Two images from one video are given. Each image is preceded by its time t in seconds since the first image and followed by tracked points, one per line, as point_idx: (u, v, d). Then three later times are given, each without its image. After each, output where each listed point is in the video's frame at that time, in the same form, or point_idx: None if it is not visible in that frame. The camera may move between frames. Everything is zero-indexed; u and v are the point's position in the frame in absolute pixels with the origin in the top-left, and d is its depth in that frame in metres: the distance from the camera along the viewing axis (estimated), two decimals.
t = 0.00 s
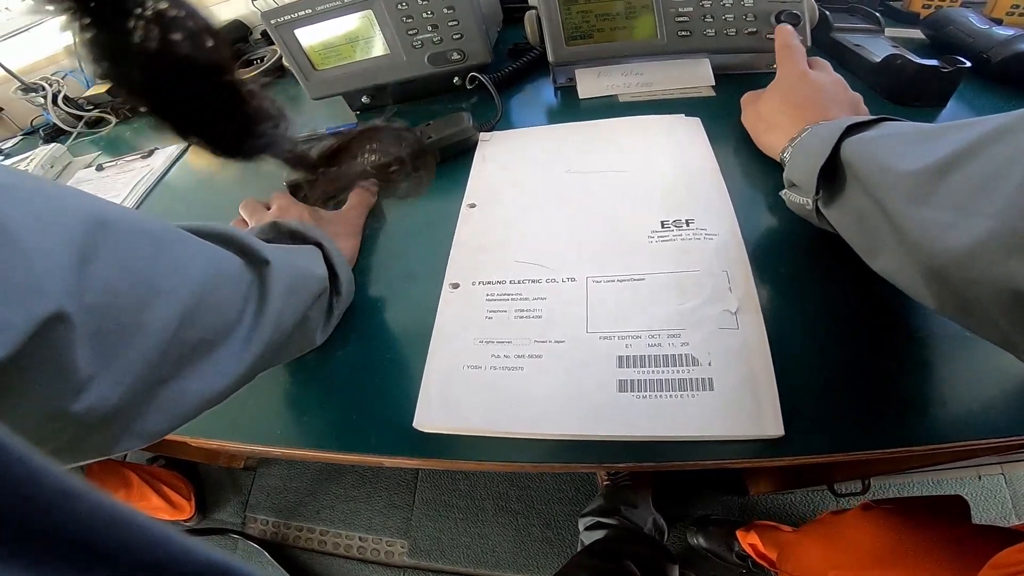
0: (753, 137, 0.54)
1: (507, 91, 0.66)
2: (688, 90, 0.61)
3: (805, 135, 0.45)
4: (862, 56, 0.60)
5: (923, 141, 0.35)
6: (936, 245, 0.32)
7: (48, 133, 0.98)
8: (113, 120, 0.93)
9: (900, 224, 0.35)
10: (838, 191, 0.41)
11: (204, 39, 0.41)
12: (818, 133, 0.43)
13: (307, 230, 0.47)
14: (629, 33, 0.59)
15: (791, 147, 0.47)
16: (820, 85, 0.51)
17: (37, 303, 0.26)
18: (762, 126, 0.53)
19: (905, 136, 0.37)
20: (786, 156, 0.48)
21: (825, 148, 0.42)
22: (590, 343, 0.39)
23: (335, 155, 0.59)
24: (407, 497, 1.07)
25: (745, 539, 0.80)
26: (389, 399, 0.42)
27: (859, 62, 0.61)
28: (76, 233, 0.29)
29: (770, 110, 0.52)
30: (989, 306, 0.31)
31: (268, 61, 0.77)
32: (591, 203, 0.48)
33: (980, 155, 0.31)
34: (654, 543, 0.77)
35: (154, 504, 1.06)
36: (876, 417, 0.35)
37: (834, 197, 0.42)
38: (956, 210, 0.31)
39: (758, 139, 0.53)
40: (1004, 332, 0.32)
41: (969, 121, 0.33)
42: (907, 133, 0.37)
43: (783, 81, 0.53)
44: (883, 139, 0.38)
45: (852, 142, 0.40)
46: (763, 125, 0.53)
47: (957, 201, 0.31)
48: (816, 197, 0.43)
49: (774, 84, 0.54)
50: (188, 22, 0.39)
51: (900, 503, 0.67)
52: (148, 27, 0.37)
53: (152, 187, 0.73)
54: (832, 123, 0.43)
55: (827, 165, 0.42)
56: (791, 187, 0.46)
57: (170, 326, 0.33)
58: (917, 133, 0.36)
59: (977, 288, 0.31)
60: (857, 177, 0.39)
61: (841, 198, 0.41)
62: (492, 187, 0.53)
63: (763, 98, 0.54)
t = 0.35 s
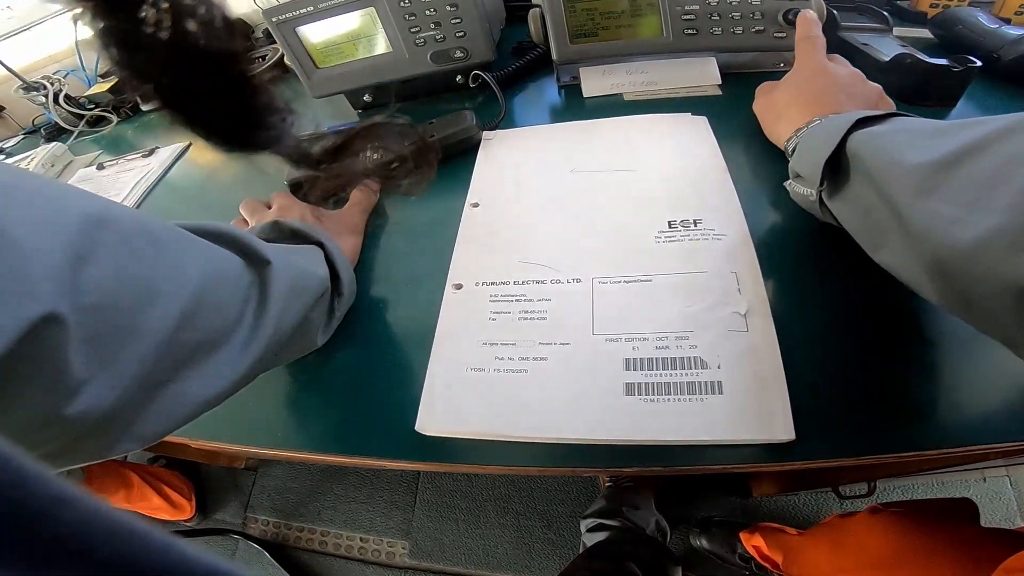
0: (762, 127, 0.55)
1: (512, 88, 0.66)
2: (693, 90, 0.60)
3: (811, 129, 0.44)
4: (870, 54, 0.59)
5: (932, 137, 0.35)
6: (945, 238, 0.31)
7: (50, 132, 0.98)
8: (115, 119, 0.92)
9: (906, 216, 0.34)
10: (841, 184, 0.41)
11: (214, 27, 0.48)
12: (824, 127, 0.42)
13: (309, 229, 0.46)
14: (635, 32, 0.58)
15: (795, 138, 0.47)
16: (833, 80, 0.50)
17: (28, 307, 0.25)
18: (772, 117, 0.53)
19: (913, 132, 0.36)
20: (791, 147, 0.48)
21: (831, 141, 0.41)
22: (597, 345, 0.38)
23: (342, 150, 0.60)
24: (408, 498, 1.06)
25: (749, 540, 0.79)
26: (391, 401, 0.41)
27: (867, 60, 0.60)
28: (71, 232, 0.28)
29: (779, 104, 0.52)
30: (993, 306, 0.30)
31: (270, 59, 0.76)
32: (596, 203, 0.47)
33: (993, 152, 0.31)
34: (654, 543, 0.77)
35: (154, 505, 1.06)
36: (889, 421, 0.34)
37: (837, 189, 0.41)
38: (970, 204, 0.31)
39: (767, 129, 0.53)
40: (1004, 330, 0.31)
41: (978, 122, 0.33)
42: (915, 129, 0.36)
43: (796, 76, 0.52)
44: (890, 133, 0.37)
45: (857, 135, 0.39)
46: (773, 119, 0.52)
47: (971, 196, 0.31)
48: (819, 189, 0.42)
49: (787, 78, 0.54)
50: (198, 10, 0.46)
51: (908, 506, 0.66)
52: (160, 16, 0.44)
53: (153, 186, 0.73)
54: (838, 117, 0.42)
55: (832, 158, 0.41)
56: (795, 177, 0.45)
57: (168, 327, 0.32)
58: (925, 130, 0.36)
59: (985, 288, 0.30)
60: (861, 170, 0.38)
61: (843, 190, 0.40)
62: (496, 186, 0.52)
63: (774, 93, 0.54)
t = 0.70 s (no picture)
0: (773, 128, 0.53)
1: (517, 91, 0.65)
2: (704, 93, 0.59)
3: (821, 132, 0.43)
4: (887, 57, 0.58)
5: (944, 143, 0.33)
6: (947, 252, 0.30)
7: (56, 134, 0.98)
8: (120, 121, 0.92)
9: (911, 226, 0.33)
10: (852, 190, 0.39)
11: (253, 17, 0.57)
12: (834, 131, 0.41)
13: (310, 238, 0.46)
14: (644, 35, 0.57)
15: (805, 140, 0.46)
16: (848, 80, 0.48)
17: (18, 327, 0.24)
18: (782, 118, 0.52)
19: (926, 137, 0.34)
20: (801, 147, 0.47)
21: (841, 144, 0.40)
22: (602, 363, 0.37)
23: (339, 158, 0.57)
24: (412, 501, 1.06)
25: (753, 547, 0.79)
26: (392, 416, 0.40)
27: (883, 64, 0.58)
28: (60, 247, 0.27)
29: (792, 109, 0.51)
30: (1008, 323, 0.28)
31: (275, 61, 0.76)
32: (603, 212, 0.46)
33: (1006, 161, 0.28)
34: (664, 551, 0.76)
35: (158, 505, 1.05)
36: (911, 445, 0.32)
37: (847, 196, 0.40)
38: (974, 217, 0.29)
39: (778, 131, 0.52)
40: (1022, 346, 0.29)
41: (995, 128, 0.31)
42: (928, 134, 0.35)
43: (809, 73, 0.50)
44: (902, 139, 0.35)
45: (867, 140, 0.38)
46: (783, 119, 0.51)
47: (977, 208, 0.29)
48: (829, 194, 0.41)
49: (800, 75, 0.52)
50: None
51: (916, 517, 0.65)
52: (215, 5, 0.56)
53: (156, 190, 0.72)
54: (852, 118, 0.41)
55: (842, 163, 0.39)
56: (803, 182, 0.44)
57: (162, 342, 0.31)
58: (939, 135, 0.34)
59: (997, 306, 0.28)
60: (870, 177, 0.37)
61: (852, 197, 0.39)
62: (500, 193, 0.51)
63: (787, 92, 0.53)
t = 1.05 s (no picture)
0: (774, 128, 0.54)
1: (517, 93, 0.65)
2: (702, 96, 0.59)
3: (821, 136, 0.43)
4: (885, 60, 0.58)
5: (943, 143, 0.33)
6: (944, 251, 0.30)
7: (63, 134, 0.99)
8: (126, 122, 0.93)
9: (910, 225, 0.33)
10: (852, 190, 0.39)
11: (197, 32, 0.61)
12: (836, 130, 0.41)
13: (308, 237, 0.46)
14: (642, 38, 0.57)
15: (807, 142, 0.47)
16: (850, 85, 0.49)
17: (22, 327, 0.25)
18: (785, 119, 0.52)
19: (926, 137, 0.35)
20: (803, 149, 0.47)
21: (842, 146, 0.40)
22: (594, 364, 0.37)
23: (338, 160, 0.58)
24: (411, 501, 1.06)
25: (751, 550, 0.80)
26: (389, 414, 0.40)
27: (882, 66, 0.58)
28: (63, 247, 0.28)
29: (796, 109, 0.51)
30: (1002, 323, 0.29)
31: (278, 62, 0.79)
32: (599, 215, 0.47)
33: (1003, 160, 0.29)
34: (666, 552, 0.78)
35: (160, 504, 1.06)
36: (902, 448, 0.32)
37: (848, 195, 0.40)
38: (971, 216, 0.29)
39: (779, 131, 0.53)
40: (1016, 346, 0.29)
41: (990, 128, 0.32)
42: (928, 134, 0.35)
43: (814, 74, 0.51)
44: (904, 138, 0.36)
45: (871, 139, 0.38)
46: (784, 118, 0.52)
47: (974, 206, 0.29)
48: (830, 194, 0.41)
49: (803, 76, 0.53)
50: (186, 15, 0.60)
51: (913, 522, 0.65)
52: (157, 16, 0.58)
53: (160, 191, 0.73)
54: (853, 120, 0.41)
55: (842, 164, 0.40)
56: (805, 183, 0.44)
57: (163, 342, 0.32)
58: (938, 135, 0.34)
59: (992, 308, 0.29)
60: (872, 177, 0.37)
61: (854, 197, 0.39)
62: (499, 195, 0.52)
63: (790, 90, 0.53)
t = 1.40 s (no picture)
0: (755, 135, 0.54)
1: (502, 98, 0.66)
2: (682, 99, 0.61)
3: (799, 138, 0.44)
4: (860, 62, 0.59)
5: (916, 141, 0.33)
6: (921, 252, 0.30)
7: (56, 140, 1.00)
8: (119, 127, 0.94)
9: (887, 226, 0.33)
10: (832, 195, 0.39)
11: None
12: (811, 136, 0.42)
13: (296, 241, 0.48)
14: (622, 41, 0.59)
15: (785, 144, 0.47)
16: (829, 92, 0.50)
17: (30, 327, 0.27)
18: (765, 124, 0.53)
19: (900, 136, 0.34)
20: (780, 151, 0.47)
21: (819, 151, 0.40)
22: (569, 361, 0.39)
23: (328, 166, 0.59)
24: (406, 502, 1.08)
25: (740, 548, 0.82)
26: (374, 412, 0.42)
27: (856, 68, 0.60)
28: (63, 254, 0.29)
29: (773, 112, 0.52)
30: (982, 324, 0.28)
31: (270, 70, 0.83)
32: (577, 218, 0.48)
33: (973, 157, 0.29)
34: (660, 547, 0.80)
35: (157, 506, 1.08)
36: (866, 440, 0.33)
37: (828, 200, 0.40)
38: (945, 215, 0.29)
39: (761, 137, 0.53)
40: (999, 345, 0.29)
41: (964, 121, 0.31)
42: (902, 133, 0.34)
43: (794, 80, 0.52)
44: (879, 139, 0.35)
45: (848, 142, 0.38)
46: (764, 121, 0.53)
47: (949, 205, 0.29)
48: (809, 200, 0.41)
49: (782, 83, 0.53)
50: None
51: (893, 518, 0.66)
52: None
53: (152, 196, 0.74)
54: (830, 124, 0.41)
55: (820, 169, 0.40)
56: (787, 192, 0.44)
57: (159, 341, 0.34)
58: (912, 133, 0.34)
59: (970, 306, 0.28)
60: (850, 181, 0.37)
61: (835, 201, 0.39)
62: (482, 199, 0.53)
63: (771, 95, 0.54)
